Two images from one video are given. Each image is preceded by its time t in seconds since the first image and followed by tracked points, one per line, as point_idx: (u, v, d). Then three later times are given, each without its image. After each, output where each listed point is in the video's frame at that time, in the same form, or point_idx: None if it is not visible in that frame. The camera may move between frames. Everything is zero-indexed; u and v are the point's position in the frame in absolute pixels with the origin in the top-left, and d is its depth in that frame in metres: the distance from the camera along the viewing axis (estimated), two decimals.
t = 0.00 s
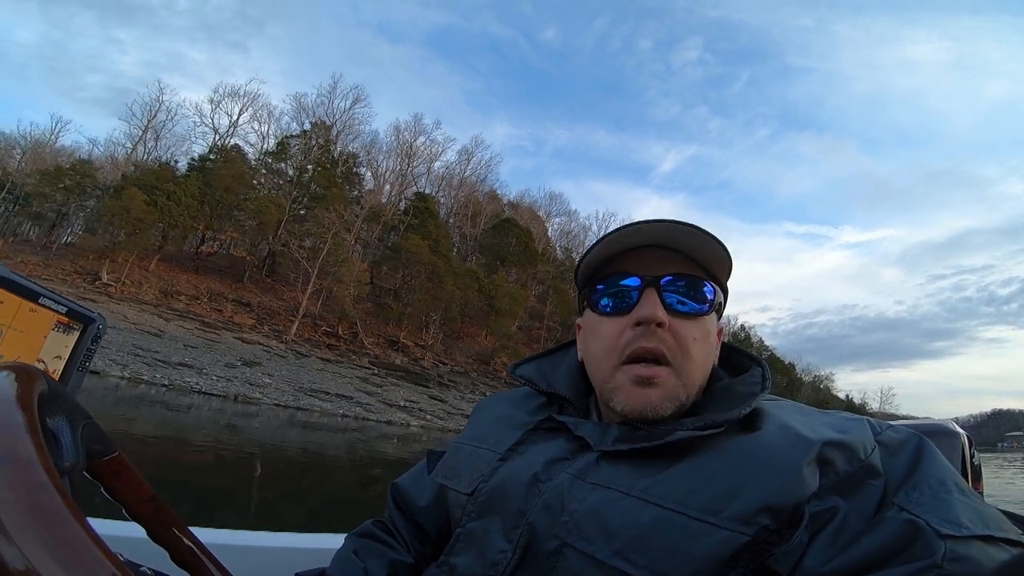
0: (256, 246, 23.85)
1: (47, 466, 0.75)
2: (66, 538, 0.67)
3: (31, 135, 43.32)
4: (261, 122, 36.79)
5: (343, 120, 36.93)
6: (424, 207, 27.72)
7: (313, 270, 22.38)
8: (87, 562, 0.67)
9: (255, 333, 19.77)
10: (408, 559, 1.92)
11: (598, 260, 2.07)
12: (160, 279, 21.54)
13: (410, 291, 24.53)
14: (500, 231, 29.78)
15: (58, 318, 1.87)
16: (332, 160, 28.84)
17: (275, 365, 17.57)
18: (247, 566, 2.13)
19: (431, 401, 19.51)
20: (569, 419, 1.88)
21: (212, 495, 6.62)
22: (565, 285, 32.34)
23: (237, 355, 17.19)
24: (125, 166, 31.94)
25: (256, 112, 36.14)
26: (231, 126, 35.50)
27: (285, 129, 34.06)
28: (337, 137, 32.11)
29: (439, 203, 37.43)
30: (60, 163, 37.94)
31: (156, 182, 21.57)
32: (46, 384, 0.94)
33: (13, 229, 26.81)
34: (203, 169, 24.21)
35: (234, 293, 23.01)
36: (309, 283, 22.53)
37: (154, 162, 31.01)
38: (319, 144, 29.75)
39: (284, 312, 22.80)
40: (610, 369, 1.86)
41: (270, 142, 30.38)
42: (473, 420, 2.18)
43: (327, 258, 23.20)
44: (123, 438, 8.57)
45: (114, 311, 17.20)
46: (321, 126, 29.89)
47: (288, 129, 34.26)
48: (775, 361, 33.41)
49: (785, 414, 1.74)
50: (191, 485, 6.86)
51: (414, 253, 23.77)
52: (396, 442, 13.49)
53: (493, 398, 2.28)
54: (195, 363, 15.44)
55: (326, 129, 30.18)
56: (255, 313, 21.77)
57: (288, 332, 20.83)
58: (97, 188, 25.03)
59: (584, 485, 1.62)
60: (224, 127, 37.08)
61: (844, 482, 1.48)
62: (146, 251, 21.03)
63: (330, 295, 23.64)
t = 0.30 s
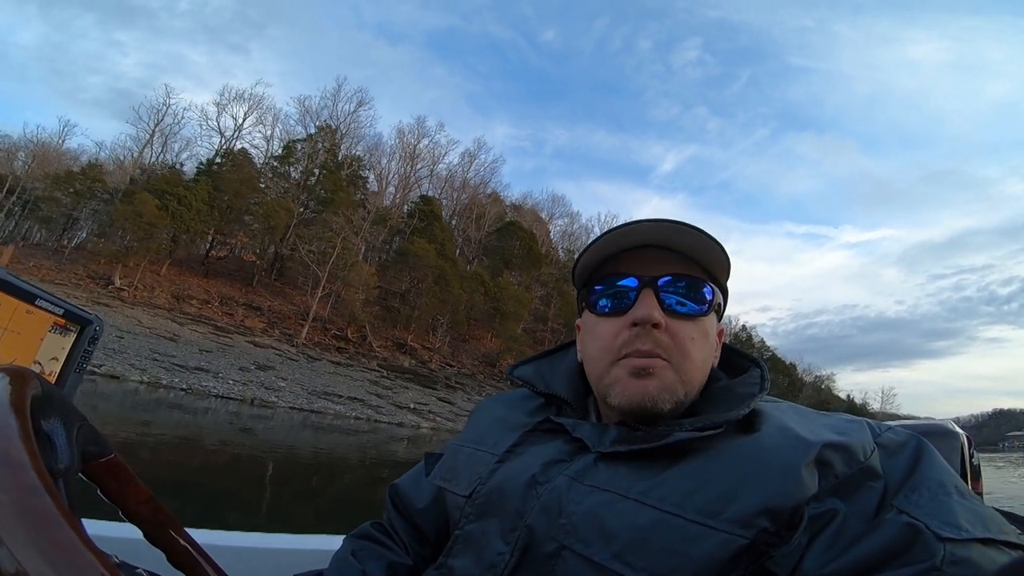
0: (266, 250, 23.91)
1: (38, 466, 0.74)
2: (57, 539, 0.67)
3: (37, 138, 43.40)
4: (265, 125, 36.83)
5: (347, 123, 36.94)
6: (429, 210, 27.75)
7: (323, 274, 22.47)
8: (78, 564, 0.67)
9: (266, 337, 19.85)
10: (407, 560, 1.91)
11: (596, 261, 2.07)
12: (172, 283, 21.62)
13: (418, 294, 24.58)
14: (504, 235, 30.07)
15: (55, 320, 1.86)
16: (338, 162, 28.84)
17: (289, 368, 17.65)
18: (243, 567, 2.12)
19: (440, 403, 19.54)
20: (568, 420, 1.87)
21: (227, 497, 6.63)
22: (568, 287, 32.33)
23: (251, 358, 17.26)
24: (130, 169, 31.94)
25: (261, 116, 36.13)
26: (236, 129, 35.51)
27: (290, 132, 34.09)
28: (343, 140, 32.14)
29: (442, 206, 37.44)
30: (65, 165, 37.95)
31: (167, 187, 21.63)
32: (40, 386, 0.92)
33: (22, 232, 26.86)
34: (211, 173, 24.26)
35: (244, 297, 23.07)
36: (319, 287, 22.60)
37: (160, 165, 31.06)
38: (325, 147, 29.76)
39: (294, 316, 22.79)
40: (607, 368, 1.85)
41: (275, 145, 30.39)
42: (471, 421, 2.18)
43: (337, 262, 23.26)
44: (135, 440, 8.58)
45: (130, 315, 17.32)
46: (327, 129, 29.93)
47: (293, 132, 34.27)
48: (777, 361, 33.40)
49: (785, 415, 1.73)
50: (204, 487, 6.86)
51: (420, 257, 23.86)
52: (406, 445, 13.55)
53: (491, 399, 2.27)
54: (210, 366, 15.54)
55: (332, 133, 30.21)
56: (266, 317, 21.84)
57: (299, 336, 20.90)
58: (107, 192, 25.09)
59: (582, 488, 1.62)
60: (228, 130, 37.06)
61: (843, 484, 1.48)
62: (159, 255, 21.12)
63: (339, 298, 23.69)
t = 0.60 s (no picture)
0: (276, 253, 23.91)
1: (37, 465, 0.74)
2: (55, 541, 0.67)
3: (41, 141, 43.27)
4: (269, 128, 36.87)
5: (351, 126, 36.97)
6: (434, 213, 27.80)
7: (332, 278, 22.53)
8: (75, 564, 0.66)
9: (277, 340, 19.89)
10: (407, 561, 1.90)
11: (594, 260, 2.07)
12: (182, 287, 21.63)
13: (425, 297, 24.62)
14: (508, 237, 30.15)
15: (53, 322, 1.85)
16: (342, 165, 28.89)
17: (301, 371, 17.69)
18: (240, 566, 2.12)
19: (448, 404, 19.57)
20: (568, 420, 1.86)
21: (240, 498, 6.62)
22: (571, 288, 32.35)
23: (264, 362, 17.32)
24: (136, 172, 31.94)
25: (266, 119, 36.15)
26: (240, 133, 35.51)
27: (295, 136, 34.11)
28: (348, 143, 32.16)
29: (446, 208, 37.46)
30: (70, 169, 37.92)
31: (176, 192, 21.53)
32: (37, 388, 0.92)
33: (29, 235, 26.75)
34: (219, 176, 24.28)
35: (255, 301, 23.05)
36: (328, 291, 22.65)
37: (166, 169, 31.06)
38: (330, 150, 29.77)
39: (303, 319, 22.76)
40: (604, 368, 1.85)
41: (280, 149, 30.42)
42: (471, 421, 2.18)
43: (345, 266, 23.30)
44: (149, 442, 8.58)
45: (143, 320, 17.39)
46: (332, 132, 29.96)
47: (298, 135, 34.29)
48: (779, 360, 33.49)
49: (785, 414, 1.73)
50: (218, 488, 6.88)
51: (428, 260, 24.01)
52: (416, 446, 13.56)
53: (490, 400, 2.27)
54: (225, 370, 15.60)
55: (337, 136, 30.22)
56: (276, 320, 21.86)
57: (308, 339, 20.94)
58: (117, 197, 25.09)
59: (582, 488, 1.61)
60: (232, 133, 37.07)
61: (844, 484, 1.47)
62: (170, 260, 21.16)
63: (348, 302, 23.70)
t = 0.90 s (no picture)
0: (286, 256, 23.93)
1: (39, 466, 0.74)
2: (59, 543, 0.67)
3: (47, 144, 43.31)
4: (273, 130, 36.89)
5: (356, 128, 37.03)
6: (439, 215, 27.85)
7: (341, 281, 22.59)
8: (79, 564, 0.67)
9: (288, 343, 19.96)
10: (408, 560, 1.91)
11: (591, 259, 2.07)
12: (194, 290, 21.70)
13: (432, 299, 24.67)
14: (512, 238, 30.16)
15: (53, 322, 1.86)
16: (348, 168, 28.95)
17: (312, 374, 17.75)
18: (241, 566, 2.12)
19: (457, 406, 19.63)
20: (567, 420, 1.86)
21: (254, 500, 6.66)
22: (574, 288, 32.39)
23: (277, 365, 17.39)
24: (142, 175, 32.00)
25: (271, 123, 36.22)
26: (245, 136, 35.54)
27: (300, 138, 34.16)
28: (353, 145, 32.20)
29: (450, 210, 37.48)
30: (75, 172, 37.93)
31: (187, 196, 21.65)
32: (37, 389, 0.92)
33: (38, 239, 26.80)
34: (227, 179, 24.35)
35: (264, 304, 23.08)
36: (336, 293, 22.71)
37: (172, 172, 31.11)
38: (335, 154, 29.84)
39: (312, 322, 22.78)
40: (602, 365, 1.85)
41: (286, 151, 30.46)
42: (470, 421, 2.18)
43: (354, 270, 23.35)
44: (164, 444, 8.60)
45: (157, 324, 17.48)
46: (337, 135, 30.02)
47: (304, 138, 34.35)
48: (780, 360, 33.56)
49: (784, 413, 1.73)
50: (231, 489, 6.90)
51: (434, 263, 24.05)
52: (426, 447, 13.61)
53: (490, 399, 2.27)
54: (241, 373, 15.70)
55: (343, 138, 30.26)
56: (285, 323, 21.91)
57: (318, 341, 21.00)
58: (126, 200, 25.15)
59: (582, 488, 1.62)
60: (237, 136, 37.12)
61: (843, 482, 1.48)
62: (182, 263, 21.23)
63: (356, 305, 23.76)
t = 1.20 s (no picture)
0: (295, 261, 23.93)
1: (33, 470, 0.74)
2: (52, 544, 0.67)
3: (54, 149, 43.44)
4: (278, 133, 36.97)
5: (360, 131, 37.05)
6: (444, 218, 27.87)
7: (350, 284, 22.66)
8: (73, 564, 0.66)
9: (299, 345, 20.01)
10: (408, 561, 1.91)
11: (588, 259, 2.07)
12: (206, 294, 21.76)
13: (439, 302, 24.74)
14: (516, 240, 30.23)
15: (50, 323, 1.86)
16: (353, 171, 29.02)
17: (325, 377, 17.81)
18: (241, 567, 2.13)
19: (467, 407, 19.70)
20: (566, 420, 1.86)
21: (268, 501, 6.69)
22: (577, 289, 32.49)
23: (291, 368, 17.44)
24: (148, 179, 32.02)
25: (275, 128, 36.23)
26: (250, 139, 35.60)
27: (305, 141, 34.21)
28: (358, 148, 32.26)
29: (453, 212, 37.53)
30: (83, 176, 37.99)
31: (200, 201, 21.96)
32: (33, 390, 0.92)
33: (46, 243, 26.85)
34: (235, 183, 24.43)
35: (274, 307, 23.14)
36: (346, 296, 22.77)
37: (178, 175, 31.15)
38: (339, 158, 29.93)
39: (321, 325, 22.78)
40: (599, 364, 1.85)
41: (291, 155, 30.54)
42: (469, 421, 2.18)
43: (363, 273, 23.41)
44: (180, 446, 8.62)
45: (172, 328, 17.54)
46: (342, 138, 30.10)
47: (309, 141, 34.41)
48: (782, 359, 33.70)
49: (784, 413, 1.73)
50: (242, 491, 6.92)
51: (441, 266, 24.14)
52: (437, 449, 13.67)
53: (488, 399, 2.27)
54: (256, 377, 15.75)
55: (347, 142, 30.34)
56: (296, 326, 21.97)
57: (329, 344, 21.05)
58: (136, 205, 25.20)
59: (581, 488, 1.62)
60: (242, 139, 37.12)
61: (842, 483, 1.48)
62: (194, 267, 21.30)
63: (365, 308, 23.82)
